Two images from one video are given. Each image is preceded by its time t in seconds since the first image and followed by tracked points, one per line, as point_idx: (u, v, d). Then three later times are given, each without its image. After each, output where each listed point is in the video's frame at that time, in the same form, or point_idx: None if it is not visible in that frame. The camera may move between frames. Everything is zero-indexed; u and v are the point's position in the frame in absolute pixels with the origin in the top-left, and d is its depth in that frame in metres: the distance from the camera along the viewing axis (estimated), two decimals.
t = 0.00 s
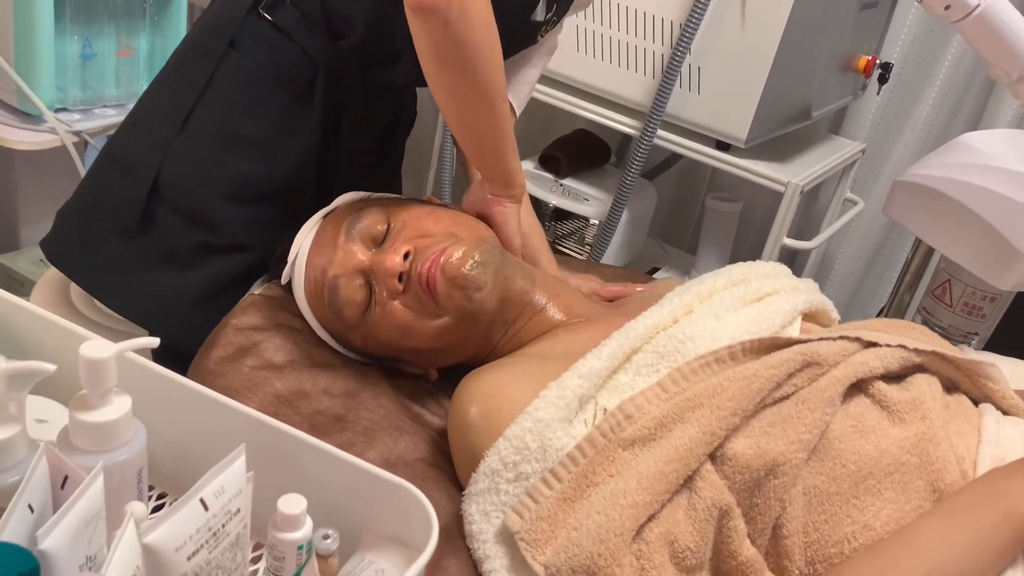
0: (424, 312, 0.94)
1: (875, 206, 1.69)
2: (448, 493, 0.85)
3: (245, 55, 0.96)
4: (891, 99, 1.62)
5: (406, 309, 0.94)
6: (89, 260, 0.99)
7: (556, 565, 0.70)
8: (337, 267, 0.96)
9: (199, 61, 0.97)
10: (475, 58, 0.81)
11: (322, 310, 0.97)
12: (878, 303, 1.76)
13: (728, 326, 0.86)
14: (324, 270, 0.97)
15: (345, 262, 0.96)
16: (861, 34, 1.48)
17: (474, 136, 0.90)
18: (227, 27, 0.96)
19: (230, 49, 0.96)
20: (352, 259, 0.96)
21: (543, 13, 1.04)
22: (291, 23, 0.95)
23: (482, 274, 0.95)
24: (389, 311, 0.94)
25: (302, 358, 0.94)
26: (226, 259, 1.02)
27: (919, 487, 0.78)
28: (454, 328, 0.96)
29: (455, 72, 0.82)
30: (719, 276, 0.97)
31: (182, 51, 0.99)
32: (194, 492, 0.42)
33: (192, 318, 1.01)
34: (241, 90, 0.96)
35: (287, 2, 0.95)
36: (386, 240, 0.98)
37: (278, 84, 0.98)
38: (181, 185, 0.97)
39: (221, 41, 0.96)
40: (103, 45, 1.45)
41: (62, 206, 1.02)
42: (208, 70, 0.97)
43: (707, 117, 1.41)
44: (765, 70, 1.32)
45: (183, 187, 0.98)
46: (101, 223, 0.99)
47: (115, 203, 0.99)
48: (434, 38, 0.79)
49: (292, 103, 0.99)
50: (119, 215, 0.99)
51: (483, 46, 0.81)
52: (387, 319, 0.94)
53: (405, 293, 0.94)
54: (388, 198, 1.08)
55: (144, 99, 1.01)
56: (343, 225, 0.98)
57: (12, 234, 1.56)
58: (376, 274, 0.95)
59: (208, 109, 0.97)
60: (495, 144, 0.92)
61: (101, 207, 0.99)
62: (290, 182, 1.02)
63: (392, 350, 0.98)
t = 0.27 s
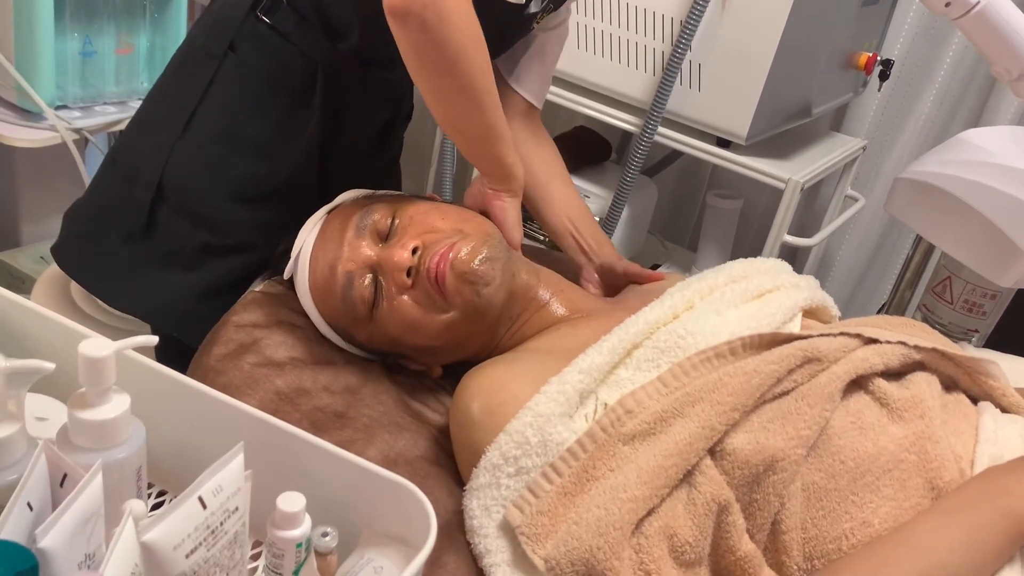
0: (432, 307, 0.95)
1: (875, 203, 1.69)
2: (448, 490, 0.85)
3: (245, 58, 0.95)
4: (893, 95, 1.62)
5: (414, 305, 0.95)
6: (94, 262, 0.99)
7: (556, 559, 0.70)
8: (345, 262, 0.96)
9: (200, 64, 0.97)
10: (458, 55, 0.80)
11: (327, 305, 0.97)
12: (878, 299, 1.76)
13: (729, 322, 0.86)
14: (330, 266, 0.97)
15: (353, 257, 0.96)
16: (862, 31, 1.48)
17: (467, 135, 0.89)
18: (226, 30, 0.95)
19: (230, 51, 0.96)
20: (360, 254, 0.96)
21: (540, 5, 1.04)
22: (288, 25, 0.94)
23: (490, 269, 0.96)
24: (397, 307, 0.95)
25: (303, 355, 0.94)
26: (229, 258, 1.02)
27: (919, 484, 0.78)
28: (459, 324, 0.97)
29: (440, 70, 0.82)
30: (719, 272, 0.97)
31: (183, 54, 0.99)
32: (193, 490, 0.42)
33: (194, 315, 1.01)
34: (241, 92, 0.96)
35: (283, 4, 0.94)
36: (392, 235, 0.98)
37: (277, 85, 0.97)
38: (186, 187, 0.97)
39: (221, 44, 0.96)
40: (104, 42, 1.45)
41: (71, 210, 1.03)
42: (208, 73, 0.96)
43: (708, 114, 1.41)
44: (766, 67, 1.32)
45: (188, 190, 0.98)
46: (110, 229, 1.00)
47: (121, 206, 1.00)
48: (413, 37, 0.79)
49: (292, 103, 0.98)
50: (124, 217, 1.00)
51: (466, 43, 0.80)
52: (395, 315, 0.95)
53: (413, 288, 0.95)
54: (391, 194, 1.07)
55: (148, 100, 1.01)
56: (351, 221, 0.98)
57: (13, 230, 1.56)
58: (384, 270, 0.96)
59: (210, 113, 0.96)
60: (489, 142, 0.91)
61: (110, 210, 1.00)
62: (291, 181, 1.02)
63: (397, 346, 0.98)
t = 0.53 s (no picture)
0: (430, 308, 0.94)
1: (875, 201, 1.69)
2: (446, 490, 0.84)
3: (244, 62, 0.95)
4: (892, 93, 1.62)
5: (411, 306, 0.94)
6: (93, 265, 0.99)
7: (553, 559, 0.70)
8: (342, 263, 0.96)
9: (200, 67, 0.97)
10: (451, 59, 0.80)
11: (325, 306, 0.97)
12: (878, 297, 1.76)
13: (728, 321, 0.86)
14: (328, 267, 0.96)
15: (350, 257, 0.96)
16: (861, 29, 1.48)
17: (462, 138, 0.89)
18: (226, 34, 0.95)
19: (229, 55, 0.96)
20: (358, 255, 0.96)
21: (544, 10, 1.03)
22: (288, 28, 0.94)
23: (488, 270, 0.96)
24: (395, 308, 0.95)
25: (301, 356, 0.94)
26: (228, 260, 1.02)
27: (919, 483, 0.77)
28: (457, 325, 0.97)
29: (432, 73, 0.81)
30: (718, 271, 0.96)
31: (182, 57, 0.99)
32: (187, 492, 0.42)
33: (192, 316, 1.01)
34: (241, 95, 0.96)
35: (282, 7, 0.94)
36: (389, 236, 0.98)
37: (277, 88, 0.97)
38: (185, 191, 0.97)
39: (221, 48, 0.95)
40: (102, 43, 1.44)
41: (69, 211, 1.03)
42: (208, 77, 0.96)
43: (707, 113, 1.41)
44: (764, 65, 1.31)
45: (186, 193, 0.98)
46: (108, 230, 1.00)
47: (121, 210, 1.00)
48: (404, 39, 0.78)
49: (292, 106, 0.98)
50: (125, 221, 1.00)
51: (459, 47, 0.79)
52: (393, 316, 0.95)
53: (411, 290, 0.95)
54: (390, 194, 1.07)
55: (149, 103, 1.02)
56: (349, 221, 0.98)
57: (12, 231, 1.56)
58: (381, 271, 0.96)
59: (209, 116, 0.96)
60: (485, 145, 0.90)
61: (111, 214, 1.00)
62: (291, 183, 1.02)
63: (396, 347, 0.98)
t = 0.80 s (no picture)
0: (430, 309, 0.95)
1: (875, 201, 1.69)
2: (446, 490, 0.85)
3: (249, 65, 0.96)
4: (892, 93, 1.62)
5: (411, 307, 0.95)
6: (93, 266, 0.99)
7: (553, 559, 0.70)
8: (342, 264, 0.96)
9: (204, 69, 0.97)
10: (451, 59, 0.80)
11: (325, 308, 0.97)
12: (879, 297, 1.76)
13: (727, 320, 0.86)
14: (328, 269, 0.97)
15: (351, 258, 0.96)
16: (860, 29, 1.48)
17: (463, 138, 0.89)
18: (231, 37, 0.96)
19: (234, 57, 0.96)
20: (357, 256, 0.97)
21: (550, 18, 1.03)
22: (294, 31, 0.95)
23: (487, 271, 0.96)
24: (395, 310, 0.95)
25: (301, 357, 0.94)
26: (228, 261, 1.02)
27: (919, 482, 0.77)
28: (456, 325, 0.97)
29: (432, 73, 0.81)
30: (717, 270, 0.97)
31: (185, 59, 0.99)
32: (185, 494, 0.42)
33: (192, 318, 1.01)
34: (245, 98, 0.96)
35: (290, 10, 0.95)
36: (389, 237, 0.98)
37: (281, 91, 0.97)
38: (187, 192, 0.98)
39: (226, 50, 0.96)
40: (102, 46, 1.45)
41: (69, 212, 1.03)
42: (212, 79, 0.96)
43: (706, 113, 1.41)
44: (763, 65, 1.31)
45: (188, 195, 0.98)
46: (109, 231, 1.00)
47: (122, 212, 1.00)
48: (403, 40, 0.78)
49: (296, 110, 0.99)
50: (125, 222, 1.00)
51: (458, 46, 0.79)
52: (392, 317, 0.95)
53: (411, 291, 0.95)
54: (389, 196, 1.08)
55: (151, 103, 1.01)
56: (348, 223, 0.98)
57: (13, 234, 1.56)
58: (381, 272, 0.96)
59: (212, 118, 0.97)
60: (486, 146, 0.90)
61: (110, 214, 1.00)
62: (293, 186, 1.02)
63: (396, 348, 0.98)
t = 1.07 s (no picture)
0: (429, 312, 0.95)
1: (875, 202, 1.69)
2: (447, 492, 0.85)
3: (249, 65, 0.96)
4: (892, 93, 1.62)
5: (410, 309, 0.95)
6: (95, 269, 0.99)
7: (553, 561, 0.70)
8: (342, 266, 0.97)
9: (204, 70, 0.97)
10: (450, 57, 0.80)
11: (326, 310, 0.98)
12: (879, 297, 1.76)
13: (728, 321, 0.86)
14: (328, 271, 0.97)
15: (350, 261, 0.97)
16: (860, 29, 1.48)
17: (462, 136, 0.89)
18: (231, 37, 0.96)
19: (234, 57, 0.97)
20: (357, 258, 0.97)
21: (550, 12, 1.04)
22: (293, 32, 0.95)
23: (487, 273, 0.96)
24: (394, 312, 0.95)
25: (301, 359, 0.95)
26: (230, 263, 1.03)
27: (920, 482, 0.77)
28: (455, 328, 0.97)
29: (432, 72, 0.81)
30: (717, 271, 0.97)
31: (188, 61, 1.00)
32: (185, 495, 0.42)
33: (193, 320, 1.01)
34: (244, 99, 0.97)
35: (288, 10, 0.95)
36: (389, 239, 0.99)
37: (280, 92, 0.98)
38: (186, 194, 0.98)
39: (226, 50, 0.96)
40: (103, 49, 1.45)
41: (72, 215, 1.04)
42: (212, 79, 0.97)
43: (706, 114, 1.41)
44: (763, 66, 1.32)
45: (188, 196, 0.98)
46: (110, 234, 1.00)
47: (123, 214, 1.00)
48: (401, 38, 0.78)
49: (295, 110, 0.99)
50: (126, 224, 1.00)
51: (457, 45, 0.80)
52: (392, 320, 0.95)
53: (410, 293, 0.95)
54: (390, 198, 1.08)
55: (156, 107, 1.03)
56: (348, 226, 0.99)
57: (14, 237, 1.56)
58: (381, 274, 0.96)
59: (212, 118, 0.97)
60: (486, 144, 0.90)
61: (112, 216, 1.00)
62: (293, 189, 1.02)
63: (396, 350, 0.98)
